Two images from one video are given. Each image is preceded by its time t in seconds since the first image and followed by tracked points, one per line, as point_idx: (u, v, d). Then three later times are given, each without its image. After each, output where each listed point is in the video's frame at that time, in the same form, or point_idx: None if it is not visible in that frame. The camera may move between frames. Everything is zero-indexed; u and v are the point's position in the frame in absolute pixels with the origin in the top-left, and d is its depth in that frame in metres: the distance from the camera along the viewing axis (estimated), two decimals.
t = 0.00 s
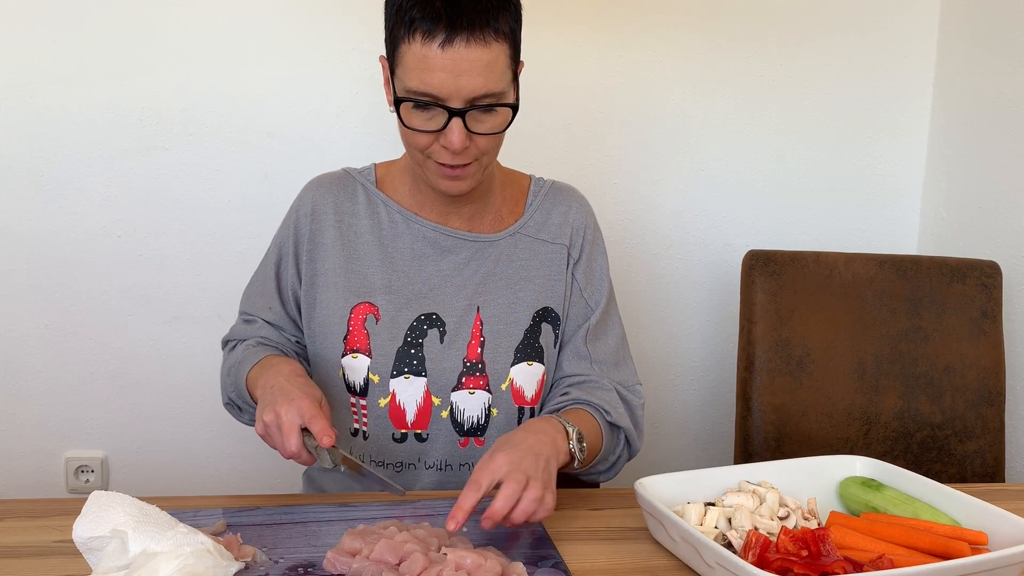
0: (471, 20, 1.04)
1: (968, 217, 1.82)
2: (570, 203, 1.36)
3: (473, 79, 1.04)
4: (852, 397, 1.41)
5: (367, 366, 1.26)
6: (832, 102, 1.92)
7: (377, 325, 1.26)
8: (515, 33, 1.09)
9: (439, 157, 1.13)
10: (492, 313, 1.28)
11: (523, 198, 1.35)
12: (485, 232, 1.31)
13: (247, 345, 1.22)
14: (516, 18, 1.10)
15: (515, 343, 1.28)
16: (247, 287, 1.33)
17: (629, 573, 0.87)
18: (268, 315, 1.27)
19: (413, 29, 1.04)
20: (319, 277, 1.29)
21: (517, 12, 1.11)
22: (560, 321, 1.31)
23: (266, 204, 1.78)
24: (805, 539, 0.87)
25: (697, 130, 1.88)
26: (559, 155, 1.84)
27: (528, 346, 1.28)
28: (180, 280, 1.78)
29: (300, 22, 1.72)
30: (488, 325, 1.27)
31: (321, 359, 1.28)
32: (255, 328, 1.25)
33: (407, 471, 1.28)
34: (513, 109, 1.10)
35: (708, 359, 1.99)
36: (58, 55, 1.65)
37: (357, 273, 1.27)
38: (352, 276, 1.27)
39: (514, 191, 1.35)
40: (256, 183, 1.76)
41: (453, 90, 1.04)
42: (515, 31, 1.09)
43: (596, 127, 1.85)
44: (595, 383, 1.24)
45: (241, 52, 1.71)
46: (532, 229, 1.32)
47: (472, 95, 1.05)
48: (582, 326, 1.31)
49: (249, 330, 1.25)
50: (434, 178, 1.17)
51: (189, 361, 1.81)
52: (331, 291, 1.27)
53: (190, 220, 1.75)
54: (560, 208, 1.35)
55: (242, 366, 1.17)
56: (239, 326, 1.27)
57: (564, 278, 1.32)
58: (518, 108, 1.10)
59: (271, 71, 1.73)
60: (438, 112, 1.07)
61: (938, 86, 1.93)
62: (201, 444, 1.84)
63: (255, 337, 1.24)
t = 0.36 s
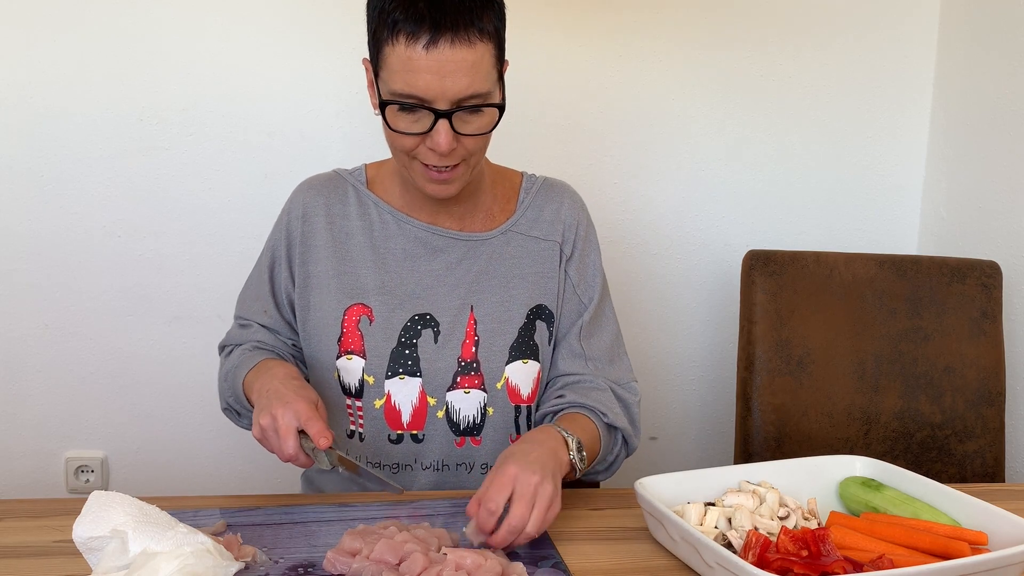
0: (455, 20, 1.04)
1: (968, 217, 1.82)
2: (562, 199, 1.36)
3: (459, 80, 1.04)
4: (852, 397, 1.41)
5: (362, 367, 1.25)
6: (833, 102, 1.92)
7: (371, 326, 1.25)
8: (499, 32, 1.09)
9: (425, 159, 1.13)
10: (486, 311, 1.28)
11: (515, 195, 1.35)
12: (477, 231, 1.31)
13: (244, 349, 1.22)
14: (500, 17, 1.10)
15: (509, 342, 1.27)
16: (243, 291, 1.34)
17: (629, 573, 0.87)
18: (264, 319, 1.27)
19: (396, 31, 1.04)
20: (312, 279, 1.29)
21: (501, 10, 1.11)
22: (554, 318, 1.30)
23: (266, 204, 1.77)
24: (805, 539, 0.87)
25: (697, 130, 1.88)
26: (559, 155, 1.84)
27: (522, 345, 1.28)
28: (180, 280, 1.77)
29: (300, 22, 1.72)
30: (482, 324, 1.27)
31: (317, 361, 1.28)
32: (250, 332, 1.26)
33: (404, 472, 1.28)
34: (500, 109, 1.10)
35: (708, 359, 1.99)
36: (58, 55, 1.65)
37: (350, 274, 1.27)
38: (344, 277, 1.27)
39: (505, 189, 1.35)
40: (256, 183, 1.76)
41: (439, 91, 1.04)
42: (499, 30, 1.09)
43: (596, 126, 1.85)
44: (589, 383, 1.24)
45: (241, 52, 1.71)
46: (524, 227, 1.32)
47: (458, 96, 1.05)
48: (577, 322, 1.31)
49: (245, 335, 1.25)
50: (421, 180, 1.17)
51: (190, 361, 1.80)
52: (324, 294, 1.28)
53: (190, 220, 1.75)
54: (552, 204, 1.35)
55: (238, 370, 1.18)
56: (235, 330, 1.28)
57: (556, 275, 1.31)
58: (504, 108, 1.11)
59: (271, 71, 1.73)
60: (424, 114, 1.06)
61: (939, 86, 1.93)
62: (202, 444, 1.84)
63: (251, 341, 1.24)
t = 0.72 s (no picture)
0: (443, 23, 1.04)
1: (968, 217, 1.82)
2: (556, 197, 1.36)
3: (448, 83, 1.03)
4: (852, 397, 1.41)
5: (358, 370, 1.26)
6: (833, 102, 1.92)
7: (366, 329, 1.26)
8: (488, 33, 1.09)
9: (416, 163, 1.12)
10: (481, 311, 1.27)
11: (508, 194, 1.35)
12: (470, 230, 1.30)
13: (241, 354, 1.23)
14: (488, 18, 1.09)
15: (505, 341, 1.27)
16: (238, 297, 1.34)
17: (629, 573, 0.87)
18: (260, 323, 1.28)
19: (384, 35, 1.04)
20: (307, 283, 1.29)
21: (489, 11, 1.10)
22: (550, 317, 1.31)
23: (266, 204, 1.77)
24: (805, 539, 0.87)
25: (697, 130, 1.88)
26: (559, 155, 1.85)
27: (517, 344, 1.28)
28: (180, 280, 1.77)
29: (300, 22, 1.72)
30: (477, 324, 1.27)
31: (314, 364, 1.28)
32: (248, 337, 1.26)
33: (402, 473, 1.28)
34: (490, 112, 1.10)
35: (708, 359, 1.99)
36: (58, 55, 1.65)
37: (344, 277, 1.28)
38: (339, 280, 1.27)
39: (497, 189, 1.34)
40: (256, 183, 1.76)
41: (428, 95, 1.03)
42: (487, 32, 1.09)
43: (595, 126, 1.85)
44: (587, 381, 1.23)
45: (241, 52, 1.71)
46: (518, 226, 1.32)
47: (448, 99, 1.04)
48: (573, 320, 1.30)
49: (242, 340, 1.25)
50: (412, 183, 1.16)
51: (190, 361, 1.80)
52: (319, 296, 1.28)
53: (190, 220, 1.75)
54: (545, 202, 1.35)
55: (236, 375, 1.18)
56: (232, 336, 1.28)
57: (550, 274, 1.31)
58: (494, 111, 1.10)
59: (271, 71, 1.73)
60: (414, 117, 1.06)
61: (939, 86, 1.93)
62: (201, 444, 1.84)
63: (248, 346, 1.25)
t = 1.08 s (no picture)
0: (436, 32, 1.03)
1: (968, 217, 1.82)
2: (550, 193, 1.36)
3: (442, 92, 1.03)
4: (852, 397, 1.41)
5: (353, 369, 1.26)
6: (833, 102, 1.92)
7: (361, 327, 1.26)
8: (481, 38, 1.09)
9: (411, 168, 1.13)
10: (476, 309, 1.28)
11: (503, 192, 1.35)
12: (465, 229, 1.30)
13: (241, 354, 1.23)
14: (481, 24, 1.09)
15: (500, 338, 1.27)
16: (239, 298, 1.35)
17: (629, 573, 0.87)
18: (260, 324, 1.28)
19: (378, 43, 1.03)
20: (304, 283, 1.29)
21: (482, 16, 1.10)
22: (545, 313, 1.30)
23: (266, 204, 1.77)
24: (805, 539, 0.87)
25: (697, 130, 1.88)
26: (559, 155, 1.85)
27: (513, 340, 1.28)
28: (180, 280, 1.77)
29: (300, 22, 1.72)
30: (472, 322, 1.27)
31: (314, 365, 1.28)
32: (248, 338, 1.26)
33: (398, 472, 1.28)
34: (485, 117, 1.10)
35: (708, 359, 1.99)
36: (58, 55, 1.65)
37: (339, 276, 1.28)
38: (334, 279, 1.28)
39: (492, 187, 1.34)
40: (256, 183, 1.76)
41: (422, 103, 1.03)
42: (480, 38, 1.08)
43: (596, 127, 1.85)
44: (592, 371, 1.23)
45: (241, 52, 1.71)
46: (512, 223, 1.32)
47: (442, 107, 1.04)
48: (575, 313, 1.30)
49: (242, 340, 1.26)
50: (408, 186, 1.17)
51: (190, 361, 1.80)
52: (315, 296, 1.28)
53: (191, 220, 1.75)
54: (539, 199, 1.35)
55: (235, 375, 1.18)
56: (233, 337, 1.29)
57: (545, 269, 1.31)
58: (488, 117, 1.10)
59: (271, 72, 1.72)
60: (409, 124, 1.06)
61: (939, 86, 1.93)
62: (201, 444, 1.84)
63: (248, 346, 1.25)
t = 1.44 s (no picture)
0: (427, 33, 1.03)
1: (968, 217, 1.82)
2: (543, 192, 1.36)
3: (435, 93, 1.03)
4: (852, 397, 1.41)
5: (352, 369, 1.25)
6: (833, 102, 1.92)
7: (359, 328, 1.25)
8: (470, 38, 1.09)
9: (404, 169, 1.12)
10: (473, 307, 1.27)
11: (495, 191, 1.35)
12: (459, 227, 1.30)
13: (237, 358, 1.22)
14: (470, 24, 1.09)
15: (497, 336, 1.28)
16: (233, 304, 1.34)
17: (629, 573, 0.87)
18: (255, 328, 1.27)
19: (369, 46, 1.03)
20: (299, 285, 1.29)
21: (470, 16, 1.10)
22: (538, 311, 1.31)
23: (266, 204, 1.77)
24: (805, 539, 0.87)
25: (697, 130, 1.88)
26: (558, 155, 1.85)
27: (509, 338, 1.28)
28: (180, 280, 1.77)
29: (300, 22, 1.72)
30: (469, 319, 1.27)
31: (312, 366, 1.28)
32: (243, 342, 1.26)
33: (400, 469, 1.28)
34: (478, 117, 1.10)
35: (708, 359, 1.99)
36: (58, 55, 1.65)
37: (335, 277, 1.27)
38: (329, 280, 1.27)
39: (484, 185, 1.34)
40: (257, 183, 1.76)
41: (415, 105, 1.03)
42: (470, 38, 1.09)
43: (596, 125, 1.85)
44: (595, 364, 1.26)
45: (241, 52, 1.71)
46: (506, 221, 1.32)
47: (435, 108, 1.04)
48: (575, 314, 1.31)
49: (238, 345, 1.25)
50: (402, 187, 1.17)
51: (190, 361, 1.80)
52: (311, 298, 1.27)
53: (191, 220, 1.75)
54: (533, 197, 1.35)
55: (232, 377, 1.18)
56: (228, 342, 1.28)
57: (540, 267, 1.32)
58: (480, 116, 1.11)
59: (271, 72, 1.72)
60: (402, 126, 1.06)
61: (939, 86, 1.93)
62: (201, 444, 1.84)
63: (244, 350, 1.24)
